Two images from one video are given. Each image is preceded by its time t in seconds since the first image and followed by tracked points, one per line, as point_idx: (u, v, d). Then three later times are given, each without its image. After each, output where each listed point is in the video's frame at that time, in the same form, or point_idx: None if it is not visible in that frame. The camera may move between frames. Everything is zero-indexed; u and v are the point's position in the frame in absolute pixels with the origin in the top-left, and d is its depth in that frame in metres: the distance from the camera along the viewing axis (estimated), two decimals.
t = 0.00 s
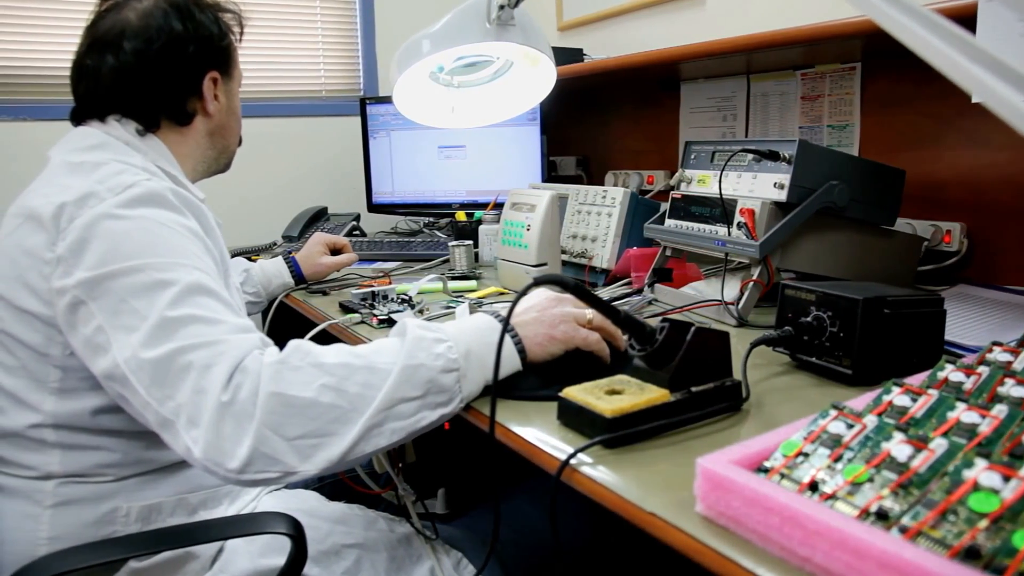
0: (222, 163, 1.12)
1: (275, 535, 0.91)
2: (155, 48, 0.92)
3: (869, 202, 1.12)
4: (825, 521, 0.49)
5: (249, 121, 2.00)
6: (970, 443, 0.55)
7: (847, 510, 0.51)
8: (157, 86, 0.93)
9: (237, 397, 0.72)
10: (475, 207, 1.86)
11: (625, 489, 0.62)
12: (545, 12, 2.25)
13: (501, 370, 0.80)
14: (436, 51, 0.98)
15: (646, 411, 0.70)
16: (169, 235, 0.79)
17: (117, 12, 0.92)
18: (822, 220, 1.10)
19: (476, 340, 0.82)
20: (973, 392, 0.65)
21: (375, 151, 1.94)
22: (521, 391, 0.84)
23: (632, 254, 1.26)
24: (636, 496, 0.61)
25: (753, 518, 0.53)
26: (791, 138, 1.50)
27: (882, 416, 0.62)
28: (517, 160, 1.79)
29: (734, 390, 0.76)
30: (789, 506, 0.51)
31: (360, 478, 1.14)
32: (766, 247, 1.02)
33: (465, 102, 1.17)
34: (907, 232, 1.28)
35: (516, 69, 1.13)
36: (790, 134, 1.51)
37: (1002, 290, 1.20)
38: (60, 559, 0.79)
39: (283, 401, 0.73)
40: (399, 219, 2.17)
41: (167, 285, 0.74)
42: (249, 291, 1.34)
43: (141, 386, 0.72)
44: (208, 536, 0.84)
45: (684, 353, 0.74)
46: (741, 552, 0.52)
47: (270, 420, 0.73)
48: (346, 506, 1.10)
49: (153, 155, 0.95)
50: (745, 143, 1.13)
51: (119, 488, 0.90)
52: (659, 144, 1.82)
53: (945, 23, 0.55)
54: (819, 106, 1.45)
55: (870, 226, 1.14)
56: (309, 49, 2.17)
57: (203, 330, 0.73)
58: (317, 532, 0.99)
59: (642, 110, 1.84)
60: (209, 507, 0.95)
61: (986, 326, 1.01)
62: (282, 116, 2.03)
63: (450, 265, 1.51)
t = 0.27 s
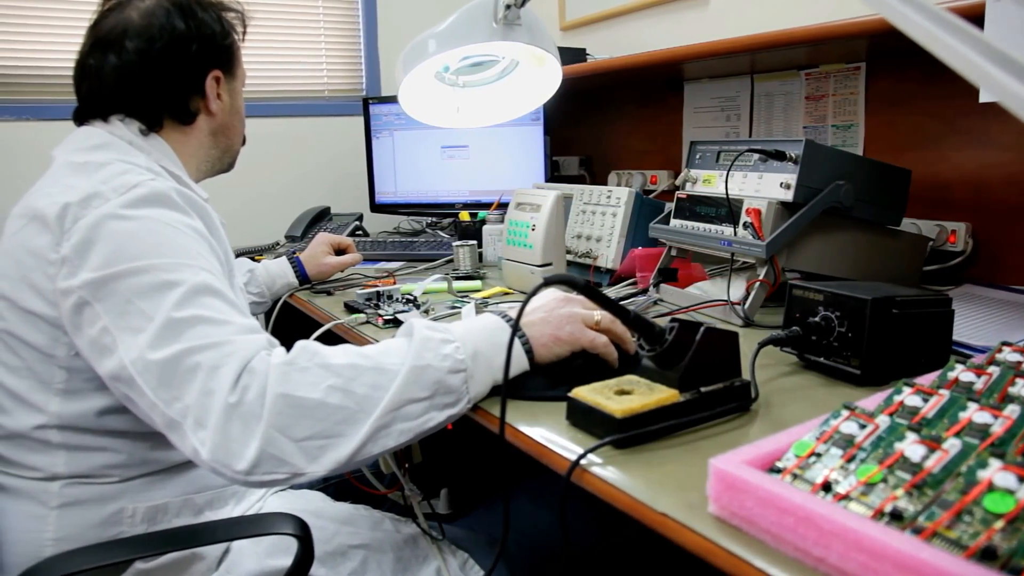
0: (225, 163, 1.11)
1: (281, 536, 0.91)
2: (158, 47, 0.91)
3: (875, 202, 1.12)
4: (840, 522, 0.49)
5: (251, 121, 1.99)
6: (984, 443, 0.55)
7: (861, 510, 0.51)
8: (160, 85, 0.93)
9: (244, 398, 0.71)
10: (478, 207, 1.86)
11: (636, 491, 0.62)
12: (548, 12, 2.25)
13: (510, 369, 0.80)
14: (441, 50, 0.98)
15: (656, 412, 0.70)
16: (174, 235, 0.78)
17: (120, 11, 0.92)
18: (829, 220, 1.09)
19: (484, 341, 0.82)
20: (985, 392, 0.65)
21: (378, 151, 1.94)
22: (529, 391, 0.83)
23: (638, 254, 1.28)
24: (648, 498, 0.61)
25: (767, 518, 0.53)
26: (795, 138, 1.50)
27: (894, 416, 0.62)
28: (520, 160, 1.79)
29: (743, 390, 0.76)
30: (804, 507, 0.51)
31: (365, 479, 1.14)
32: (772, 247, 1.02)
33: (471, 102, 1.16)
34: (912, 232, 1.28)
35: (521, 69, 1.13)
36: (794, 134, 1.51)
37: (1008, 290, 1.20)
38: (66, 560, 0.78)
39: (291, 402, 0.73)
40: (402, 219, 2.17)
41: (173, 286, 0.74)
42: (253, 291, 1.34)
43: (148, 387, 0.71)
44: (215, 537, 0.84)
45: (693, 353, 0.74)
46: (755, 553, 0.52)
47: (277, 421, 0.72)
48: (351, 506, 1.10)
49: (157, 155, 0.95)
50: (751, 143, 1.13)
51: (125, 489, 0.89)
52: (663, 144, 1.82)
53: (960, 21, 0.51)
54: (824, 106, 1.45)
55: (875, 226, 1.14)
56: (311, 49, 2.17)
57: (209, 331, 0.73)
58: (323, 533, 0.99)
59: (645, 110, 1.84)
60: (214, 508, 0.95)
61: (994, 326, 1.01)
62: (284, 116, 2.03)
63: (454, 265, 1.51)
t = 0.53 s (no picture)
0: (231, 163, 1.11)
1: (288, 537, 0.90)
2: (165, 47, 0.91)
3: (880, 202, 1.12)
4: (854, 522, 0.49)
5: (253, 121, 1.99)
6: (997, 443, 0.55)
7: (874, 510, 0.51)
8: (167, 85, 0.93)
9: (253, 398, 0.71)
10: (481, 207, 1.86)
11: (647, 492, 0.62)
12: (550, 12, 2.25)
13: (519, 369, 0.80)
14: (447, 50, 0.98)
15: (666, 412, 0.70)
16: (181, 236, 0.78)
17: (127, 11, 0.92)
18: (834, 220, 1.09)
19: (492, 341, 0.82)
20: (997, 392, 0.64)
21: (381, 150, 1.94)
22: (537, 391, 0.83)
23: (643, 254, 1.27)
24: (659, 499, 0.61)
25: (780, 519, 0.53)
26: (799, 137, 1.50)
27: (906, 417, 0.61)
28: (523, 160, 1.78)
29: (752, 390, 0.76)
30: (817, 507, 0.51)
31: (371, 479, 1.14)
32: (779, 247, 1.02)
33: (476, 101, 1.17)
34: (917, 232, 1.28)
35: (527, 69, 1.13)
36: (797, 134, 1.51)
37: (1014, 290, 1.20)
38: (74, 561, 0.78)
39: (300, 402, 0.73)
40: (404, 219, 2.17)
41: (181, 286, 0.74)
42: (258, 291, 1.34)
43: (156, 388, 0.71)
44: (222, 538, 0.83)
45: (703, 353, 0.74)
46: (769, 553, 0.52)
47: (286, 422, 0.72)
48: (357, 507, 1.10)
49: (164, 155, 0.95)
50: (757, 143, 1.12)
51: (131, 490, 0.89)
52: (666, 144, 1.81)
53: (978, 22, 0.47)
54: (828, 105, 1.44)
55: (881, 226, 1.13)
56: (314, 49, 2.16)
57: (216, 331, 0.73)
58: (329, 533, 0.99)
59: (648, 109, 1.84)
60: (220, 509, 0.95)
61: (1001, 326, 1.01)
62: (287, 116, 2.02)
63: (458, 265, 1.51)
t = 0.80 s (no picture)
0: (235, 163, 1.11)
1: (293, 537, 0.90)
2: (170, 46, 0.91)
3: (885, 202, 1.12)
4: (866, 522, 0.49)
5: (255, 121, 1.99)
6: (1008, 443, 0.55)
7: (885, 511, 0.51)
8: (172, 85, 0.93)
9: (259, 398, 0.71)
10: (483, 207, 1.86)
11: (656, 492, 0.62)
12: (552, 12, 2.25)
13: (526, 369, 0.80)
14: (451, 49, 0.97)
15: (674, 413, 0.70)
16: (187, 236, 0.78)
17: (131, 11, 0.91)
18: (839, 220, 1.09)
19: (498, 341, 0.82)
20: (1005, 391, 0.64)
21: (383, 150, 1.94)
22: (543, 391, 0.83)
23: (647, 254, 1.26)
24: (668, 499, 0.60)
25: (791, 519, 0.53)
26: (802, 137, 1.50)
27: (914, 417, 0.61)
28: (525, 160, 1.78)
29: (759, 390, 0.76)
30: (828, 508, 0.51)
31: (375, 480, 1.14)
32: (783, 247, 1.02)
33: (480, 101, 1.17)
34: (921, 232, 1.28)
35: (531, 68, 1.13)
36: (800, 134, 1.51)
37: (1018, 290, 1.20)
38: (79, 561, 0.78)
39: (307, 402, 0.73)
40: (406, 219, 2.17)
41: (186, 286, 0.73)
42: (261, 291, 1.34)
43: (161, 388, 0.71)
44: (227, 538, 0.83)
45: (710, 353, 0.74)
46: (779, 554, 0.52)
47: (293, 422, 0.72)
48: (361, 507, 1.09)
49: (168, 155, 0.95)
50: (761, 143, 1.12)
51: (136, 490, 0.89)
52: (668, 143, 1.81)
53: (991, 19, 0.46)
54: (831, 105, 1.44)
55: (885, 226, 1.13)
56: (316, 49, 2.16)
57: (222, 331, 0.73)
58: (334, 534, 0.99)
59: (651, 109, 1.84)
60: (225, 509, 0.95)
61: (1006, 326, 1.01)
62: (289, 116, 2.02)
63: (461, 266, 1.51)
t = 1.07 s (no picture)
0: (239, 162, 1.11)
1: (298, 538, 0.90)
2: (174, 46, 0.91)
3: (890, 202, 1.12)
4: (877, 522, 0.49)
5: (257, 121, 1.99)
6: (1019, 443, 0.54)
7: (896, 511, 0.51)
8: (176, 84, 0.93)
9: (266, 397, 0.71)
10: (486, 207, 1.86)
11: (664, 492, 0.62)
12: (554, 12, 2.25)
13: (533, 369, 0.80)
14: (456, 49, 0.97)
15: (681, 413, 0.70)
16: (192, 236, 0.78)
17: (135, 11, 0.91)
18: (843, 220, 1.09)
19: (505, 341, 0.82)
20: (1014, 391, 0.64)
21: (385, 150, 1.94)
22: (549, 392, 0.83)
23: (651, 254, 1.27)
24: (677, 499, 0.60)
25: (801, 520, 0.52)
26: (805, 137, 1.50)
27: (924, 417, 0.61)
28: (528, 160, 1.78)
29: (766, 391, 0.76)
30: (839, 508, 0.51)
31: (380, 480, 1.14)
32: (788, 247, 1.02)
33: (485, 101, 1.17)
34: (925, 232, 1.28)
35: (535, 68, 1.13)
36: (803, 134, 1.51)
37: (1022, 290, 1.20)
38: (85, 562, 0.78)
39: (314, 401, 0.73)
40: (409, 219, 2.17)
41: (192, 285, 0.73)
42: (265, 291, 1.34)
43: (167, 388, 0.71)
44: (232, 539, 0.83)
45: (717, 353, 0.74)
46: (790, 554, 0.52)
47: (300, 421, 0.72)
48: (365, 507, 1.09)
49: (173, 154, 0.95)
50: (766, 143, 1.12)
51: (141, 491, 0.89)
52: (671, 143, 1.81)
53: (996, 18, 0.46)
54: (834, 105, 1.44)
55: (890, 226, 1.13)
56: (318, 49, 2.16)
57: (228, 330, 0.72)
58: (338, 534, 0.98)
59: (653, 109, 1.84)
60: (230, 510, 0.95)
61: (1011, 326, 1.01)
62: (291, 116, 2.02)
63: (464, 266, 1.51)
